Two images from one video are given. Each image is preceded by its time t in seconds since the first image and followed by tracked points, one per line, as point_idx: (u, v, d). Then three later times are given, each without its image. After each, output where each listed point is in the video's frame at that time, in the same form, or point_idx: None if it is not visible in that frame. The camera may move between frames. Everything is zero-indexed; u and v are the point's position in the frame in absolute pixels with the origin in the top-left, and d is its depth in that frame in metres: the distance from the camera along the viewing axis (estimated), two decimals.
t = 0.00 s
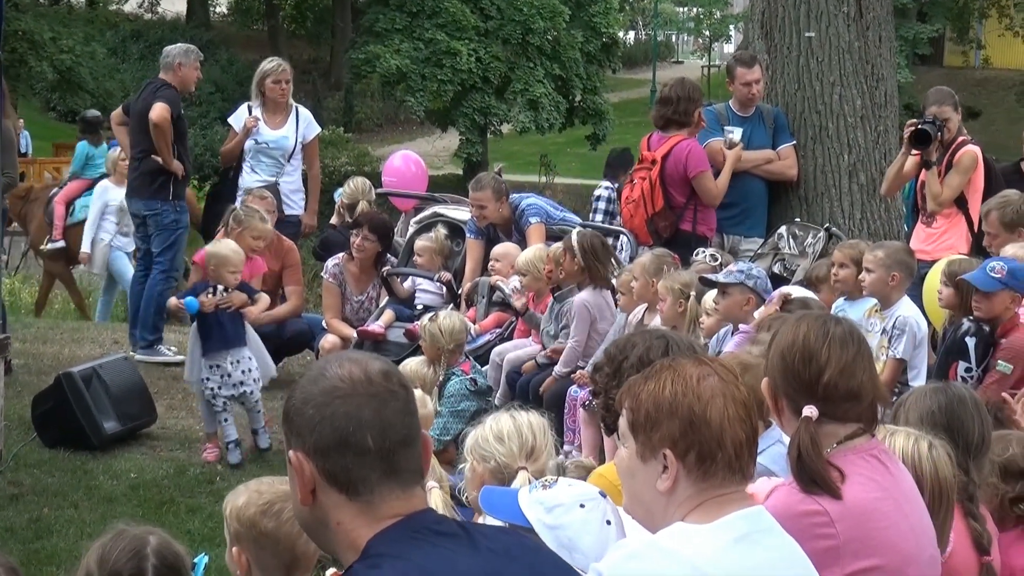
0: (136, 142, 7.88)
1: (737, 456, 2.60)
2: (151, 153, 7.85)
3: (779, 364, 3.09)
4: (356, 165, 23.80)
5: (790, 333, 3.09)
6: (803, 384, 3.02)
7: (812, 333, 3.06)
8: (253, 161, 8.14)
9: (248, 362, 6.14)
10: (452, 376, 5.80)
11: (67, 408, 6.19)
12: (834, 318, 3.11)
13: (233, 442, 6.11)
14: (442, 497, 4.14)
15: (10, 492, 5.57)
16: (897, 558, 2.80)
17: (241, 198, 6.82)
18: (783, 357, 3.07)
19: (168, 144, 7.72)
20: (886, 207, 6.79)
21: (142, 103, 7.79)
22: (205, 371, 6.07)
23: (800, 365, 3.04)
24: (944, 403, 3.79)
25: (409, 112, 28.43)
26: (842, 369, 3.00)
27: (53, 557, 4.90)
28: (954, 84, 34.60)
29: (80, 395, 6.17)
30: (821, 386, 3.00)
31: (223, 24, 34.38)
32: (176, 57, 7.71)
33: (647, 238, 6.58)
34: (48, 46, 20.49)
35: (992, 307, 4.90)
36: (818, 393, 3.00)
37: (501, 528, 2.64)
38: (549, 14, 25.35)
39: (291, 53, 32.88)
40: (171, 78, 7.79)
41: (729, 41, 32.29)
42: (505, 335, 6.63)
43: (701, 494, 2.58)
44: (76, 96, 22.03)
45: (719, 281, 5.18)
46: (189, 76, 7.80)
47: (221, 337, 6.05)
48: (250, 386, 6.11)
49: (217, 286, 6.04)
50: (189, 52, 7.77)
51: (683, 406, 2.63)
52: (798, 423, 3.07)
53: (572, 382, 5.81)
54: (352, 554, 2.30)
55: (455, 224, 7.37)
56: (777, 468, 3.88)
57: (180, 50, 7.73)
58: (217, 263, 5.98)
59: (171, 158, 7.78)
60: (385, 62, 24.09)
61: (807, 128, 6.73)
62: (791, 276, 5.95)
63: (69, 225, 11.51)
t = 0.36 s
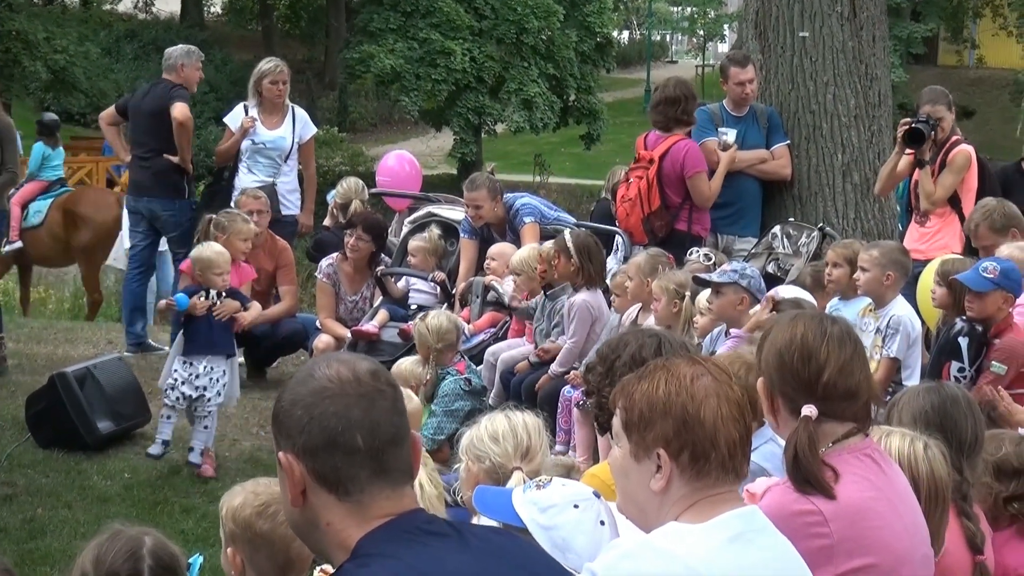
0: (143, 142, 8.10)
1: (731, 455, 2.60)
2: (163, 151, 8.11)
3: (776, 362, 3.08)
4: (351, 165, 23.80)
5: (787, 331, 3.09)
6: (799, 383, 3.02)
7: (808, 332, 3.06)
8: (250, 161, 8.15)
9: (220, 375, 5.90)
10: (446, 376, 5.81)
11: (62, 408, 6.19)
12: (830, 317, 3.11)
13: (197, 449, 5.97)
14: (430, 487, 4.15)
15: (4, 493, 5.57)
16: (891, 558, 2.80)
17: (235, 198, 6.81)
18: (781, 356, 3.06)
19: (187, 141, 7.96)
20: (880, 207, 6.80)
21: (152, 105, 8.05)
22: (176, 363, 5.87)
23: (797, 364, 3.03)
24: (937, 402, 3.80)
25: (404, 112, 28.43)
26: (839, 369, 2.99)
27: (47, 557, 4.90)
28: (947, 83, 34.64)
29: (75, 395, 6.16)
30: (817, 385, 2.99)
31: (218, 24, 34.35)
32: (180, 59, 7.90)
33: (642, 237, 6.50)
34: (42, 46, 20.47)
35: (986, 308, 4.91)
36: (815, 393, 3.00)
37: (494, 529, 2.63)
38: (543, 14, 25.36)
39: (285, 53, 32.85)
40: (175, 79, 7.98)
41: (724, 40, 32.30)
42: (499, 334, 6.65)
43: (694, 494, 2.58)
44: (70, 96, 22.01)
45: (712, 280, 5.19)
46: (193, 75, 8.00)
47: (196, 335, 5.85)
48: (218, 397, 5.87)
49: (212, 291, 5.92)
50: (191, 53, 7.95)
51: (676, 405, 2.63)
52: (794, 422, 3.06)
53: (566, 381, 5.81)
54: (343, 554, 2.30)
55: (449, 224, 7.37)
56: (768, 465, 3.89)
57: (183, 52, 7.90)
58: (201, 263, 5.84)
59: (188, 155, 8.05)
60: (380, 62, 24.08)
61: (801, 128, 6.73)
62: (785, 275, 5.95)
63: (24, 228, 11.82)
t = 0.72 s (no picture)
0: (175, 152, 8.37)
1: (725, 459, 2.59)
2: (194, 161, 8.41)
3: (804, 364, 2.98)
4: (349, 168, 23.81)
5: (813, 334, 3.00)
6: (834, 389, 2.96)
7: (838, 336, 3.00)
8: (252, 166, 8.09)
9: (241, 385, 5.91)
10: (446, 378, 5.82)
11: (60, 411, 6.18)
12: (843, 320, 3.08)
13: (237, 460, 5.91)
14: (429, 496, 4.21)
15: (3, 496, 5.57)
16: (894, 560, 2.81)
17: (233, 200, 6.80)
18: (813, 358, 2.97)
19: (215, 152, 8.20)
20: (879, 210, 6.80)
21: (183, 115, 8.30)
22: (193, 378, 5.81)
23: (833, 370, 2.96)
24: (936, 405, 3.81)
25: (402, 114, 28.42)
26: (871, 377, 3.01)
27: (46, 560, 4.90)
28: (946, 86, 34.67)
29: (74, 397, 6.16)
30: (853, 392, 2.96)
31: (217, 27, 34.31)
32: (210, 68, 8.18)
33: (644, 240, 6.55)
34: (42, 49, 20.38)
35: (986, 311, 4.91)
36: (850, 398, 2.97)
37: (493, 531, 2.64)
38: (541, 16, 25.38)
39: (284, 55, 32.83)
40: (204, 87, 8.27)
41: (722, 43, 32.32)
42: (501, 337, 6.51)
43: (690, 498, 2.58)
44: (69, 99, 21.96)
45: (710, 284, 5.16)
46: (221, 85, 8.28)
47: (216, 353, 5.81)
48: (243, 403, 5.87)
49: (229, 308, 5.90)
50: (220, 62, 8.24)
51: (670, 408, 2.63)
52: (814, 426, 2.98)
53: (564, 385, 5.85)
54: (343, 557, 2.30)
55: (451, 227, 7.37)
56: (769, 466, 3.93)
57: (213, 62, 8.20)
58: (219, 278, 5.81)
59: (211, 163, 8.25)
60: (378, 64, 24.09)
61: (800, 130, 6.73)
62: (784, 278, 5.96)
63: None
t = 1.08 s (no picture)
0: (192, 151, 8.38)
1: (716, 461, 2.59)
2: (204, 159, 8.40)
3: (795, 368, 2.97)
4: (345, 171, 23.83)
5: (805, 338, 2.99)
6: (827, 392, 2.95)
7: (831, 339, 3.00)
8: (248, 167, 8.15)
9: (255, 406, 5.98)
10: (441, 381, 5.83)
11: (55, 414, 6.18)
12: (834, 323, 3.09)
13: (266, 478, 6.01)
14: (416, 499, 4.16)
15: None
16: (890, 562, 2.80)
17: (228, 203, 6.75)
18: (804, 362, 2.97)
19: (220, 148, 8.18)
20: (873, 211, 6.80)
21: (200, 115, 8.32)
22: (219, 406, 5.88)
23: (825, 373, 2.95)
24: (928, 406, 3.82)
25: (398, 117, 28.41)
26: (864, 378, 3.01)
27: (41, 563, 4.89)
28: (940, 88, 34.71)
29: (69, 401, 6.16)
30: (846, 395, 2.96)
31: (212, 29, 34.30)
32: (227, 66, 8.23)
33: (641, 241, 6.52)
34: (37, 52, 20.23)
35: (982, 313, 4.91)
36: (844, 401, 2.97)
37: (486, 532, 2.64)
38: (536, 19, 25.44)
39: (279, 58, 32.83)
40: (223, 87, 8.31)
41: (717, 45, 32.33)
42: (493, 340, 6.59)
43: (683, 500, 2.58)
44: (64, 102, 21.98)
45: (701, 286, 5.12)
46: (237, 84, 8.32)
47: (238, 380, 5.86)
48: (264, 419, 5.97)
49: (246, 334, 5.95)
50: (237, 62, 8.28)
51: (661, 410, 2.63)
52: (808, 429, 2.98)
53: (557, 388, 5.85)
54: (335, 559, 2.30)
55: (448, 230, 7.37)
56: (762, 470, 3.95)
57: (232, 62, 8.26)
58: (244, 307, 5.84)
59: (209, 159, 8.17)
60: (374, 67, 24.09)
61: (794, 132, 6.72)
62: (777, 280, 5.98)
63: None
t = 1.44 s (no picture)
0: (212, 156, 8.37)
1: (709, 462, 2.59)
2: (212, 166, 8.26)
3: (788, 370, 2.98)
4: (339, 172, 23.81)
5: (798, 340, 3.00)
6: (820, 394, 2.96)
7: (823, 341, 3.00)
8: (252, 168, 8.15)
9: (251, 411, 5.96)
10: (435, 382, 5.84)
11: (48, 414, 6.17)
12: (827, 325, 3.09)
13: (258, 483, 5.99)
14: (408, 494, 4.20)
15: None
16: (883, 563, 2.81)
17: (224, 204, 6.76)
18: (797, 364, 2.97)
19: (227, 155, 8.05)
20: (867, 213, 6.81)
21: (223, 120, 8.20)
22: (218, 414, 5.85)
23: (818, 376, 2.96)
24: (921, 408, 3.82)
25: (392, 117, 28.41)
26: (856, 380, 3.02)
27: (34, 564, 4.89)
28: (933, 89, 34.73)
29: (62, 401, 6.16)
30: (839, 396, 2.97)
31: (205, 30, 34.25)
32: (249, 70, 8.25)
33: (647, 242, 6.42)
34: (30, 51, 20.15)
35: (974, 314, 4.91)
36: (837, 403, 2.98)
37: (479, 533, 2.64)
38: (530, 20, 25.44)
39: (272, 59, 32.80)
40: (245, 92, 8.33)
41: (710, 47, 32.35)
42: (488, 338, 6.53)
43: (677, 501, 2.58)
44: (57, 102, 21.98)
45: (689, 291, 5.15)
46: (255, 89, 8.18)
47: (236, 389, 5.83)
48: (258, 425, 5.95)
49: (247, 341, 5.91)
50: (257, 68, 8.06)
51: (655, 411, 2.63)
52: (802, 431, 2.98)
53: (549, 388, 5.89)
54: (329, 559, 2.29)
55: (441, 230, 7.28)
56: (755, 471, 3.95)
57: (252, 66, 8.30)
58: (243, 312, 5.81)
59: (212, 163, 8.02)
60: (367, 68, 24.08)
61: (788, 134, 6.72)
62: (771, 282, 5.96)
63: None
